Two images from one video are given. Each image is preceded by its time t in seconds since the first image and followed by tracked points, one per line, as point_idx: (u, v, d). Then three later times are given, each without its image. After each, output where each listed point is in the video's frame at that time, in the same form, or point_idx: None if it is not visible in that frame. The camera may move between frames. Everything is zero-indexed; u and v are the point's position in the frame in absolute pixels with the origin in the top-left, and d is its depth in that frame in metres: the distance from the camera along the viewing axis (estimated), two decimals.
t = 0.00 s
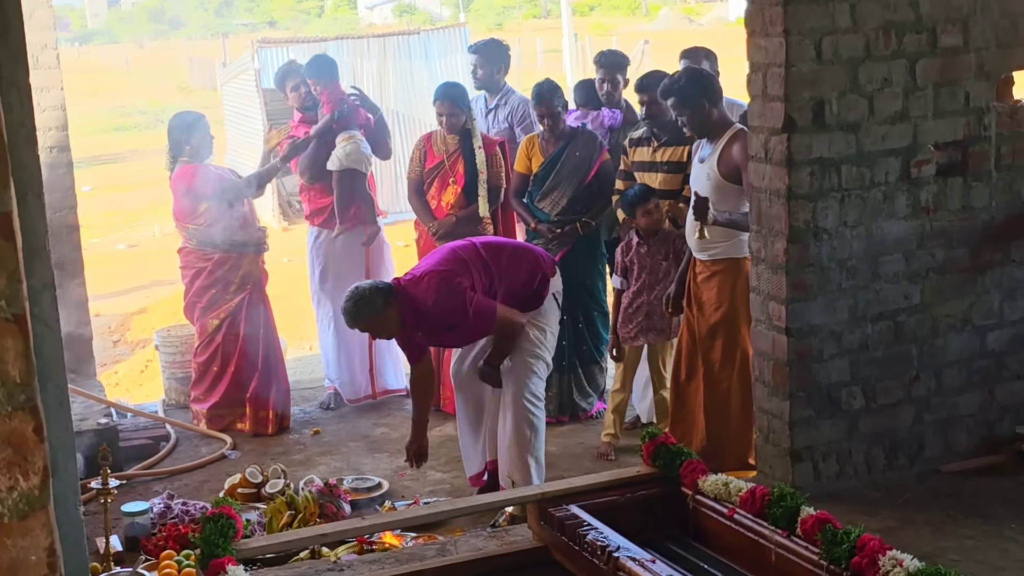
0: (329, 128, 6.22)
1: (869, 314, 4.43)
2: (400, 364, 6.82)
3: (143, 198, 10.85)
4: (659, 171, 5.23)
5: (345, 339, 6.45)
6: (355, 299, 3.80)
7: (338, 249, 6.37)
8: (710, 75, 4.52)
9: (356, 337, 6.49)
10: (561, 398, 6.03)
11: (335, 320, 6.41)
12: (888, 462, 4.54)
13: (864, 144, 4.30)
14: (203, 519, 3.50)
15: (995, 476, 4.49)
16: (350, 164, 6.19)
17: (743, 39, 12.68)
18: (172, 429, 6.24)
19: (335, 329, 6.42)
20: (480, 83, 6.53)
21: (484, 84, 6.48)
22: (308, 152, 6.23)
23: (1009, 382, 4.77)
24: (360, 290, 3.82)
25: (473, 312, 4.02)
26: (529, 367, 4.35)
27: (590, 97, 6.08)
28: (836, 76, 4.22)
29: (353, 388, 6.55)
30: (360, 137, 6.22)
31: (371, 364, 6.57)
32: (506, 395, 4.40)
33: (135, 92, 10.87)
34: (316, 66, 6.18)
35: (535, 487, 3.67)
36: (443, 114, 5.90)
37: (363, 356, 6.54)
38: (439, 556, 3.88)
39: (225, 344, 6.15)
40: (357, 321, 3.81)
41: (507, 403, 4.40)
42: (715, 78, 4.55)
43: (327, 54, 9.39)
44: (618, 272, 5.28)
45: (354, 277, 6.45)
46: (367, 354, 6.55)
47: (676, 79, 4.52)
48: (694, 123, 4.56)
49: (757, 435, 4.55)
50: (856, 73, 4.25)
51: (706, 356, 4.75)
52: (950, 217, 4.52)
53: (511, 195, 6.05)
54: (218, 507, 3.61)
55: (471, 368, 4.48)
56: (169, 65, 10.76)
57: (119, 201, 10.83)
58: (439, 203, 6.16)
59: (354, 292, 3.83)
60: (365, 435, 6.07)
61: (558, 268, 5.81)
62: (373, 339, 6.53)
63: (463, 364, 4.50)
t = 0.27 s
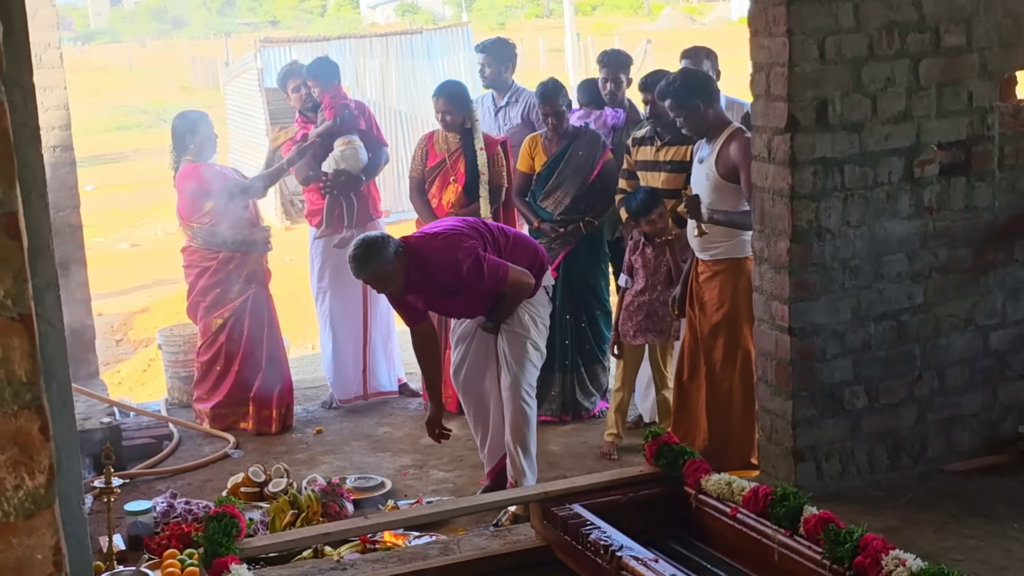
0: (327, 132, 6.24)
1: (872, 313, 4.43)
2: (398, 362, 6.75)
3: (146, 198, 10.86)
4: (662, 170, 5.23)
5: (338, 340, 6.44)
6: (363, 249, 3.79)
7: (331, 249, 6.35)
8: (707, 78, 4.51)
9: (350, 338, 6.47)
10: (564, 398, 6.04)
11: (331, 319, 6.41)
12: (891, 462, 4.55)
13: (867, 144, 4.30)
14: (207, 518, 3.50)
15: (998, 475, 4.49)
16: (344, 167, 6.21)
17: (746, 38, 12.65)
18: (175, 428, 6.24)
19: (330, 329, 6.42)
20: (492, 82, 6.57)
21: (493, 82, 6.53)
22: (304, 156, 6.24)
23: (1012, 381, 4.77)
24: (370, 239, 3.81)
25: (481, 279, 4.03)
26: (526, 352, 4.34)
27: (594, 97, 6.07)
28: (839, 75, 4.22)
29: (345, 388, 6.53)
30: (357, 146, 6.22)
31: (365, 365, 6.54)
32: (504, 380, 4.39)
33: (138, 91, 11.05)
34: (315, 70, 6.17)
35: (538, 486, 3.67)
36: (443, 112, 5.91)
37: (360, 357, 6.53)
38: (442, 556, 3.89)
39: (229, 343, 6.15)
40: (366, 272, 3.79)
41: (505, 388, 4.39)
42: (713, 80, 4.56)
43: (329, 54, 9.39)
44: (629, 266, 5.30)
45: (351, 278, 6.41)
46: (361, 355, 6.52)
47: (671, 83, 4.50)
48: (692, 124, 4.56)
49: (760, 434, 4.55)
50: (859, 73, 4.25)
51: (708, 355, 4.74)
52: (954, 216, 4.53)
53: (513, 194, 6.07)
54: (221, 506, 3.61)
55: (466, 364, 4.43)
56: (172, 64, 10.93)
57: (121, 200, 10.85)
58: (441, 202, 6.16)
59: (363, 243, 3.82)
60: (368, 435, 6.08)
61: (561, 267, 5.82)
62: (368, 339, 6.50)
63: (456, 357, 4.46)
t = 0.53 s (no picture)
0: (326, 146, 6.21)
1: (872, 312, 4.43)
2: (395, 361, 6.76)
3: (147, 197, 10.86)
4: (662, 169, 5.23)
5: (333, 340, 6.45)
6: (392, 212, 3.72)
7: (324, 254, 6.35)
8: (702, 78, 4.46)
9: (345, 338, 6.47)
10: (564, 397, 6.03)
11: (326, 320, 6.42)
12: (890, 461, 4.55)
13: (867, 143, 4.31)
14: (207, 517, 3.50)
15: (998, 474, 4.49)
16: (336, 178, 6.19)
17: (746, 38, 12.72)
18: (175, 427, 6.24)
19: (325, 331, 6.43)
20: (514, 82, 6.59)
21: (516, 82, 6.55)
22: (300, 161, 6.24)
23: (1011, 380, 4.78)
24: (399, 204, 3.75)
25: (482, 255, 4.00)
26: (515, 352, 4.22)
27: (595, 95, 6.08)
28: (839, 74, 4.22)
29: (340, 389, 6.53)
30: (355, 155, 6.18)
31: (361, 365, 6.54)
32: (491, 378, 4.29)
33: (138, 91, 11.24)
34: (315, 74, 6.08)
35: (538, 485, 3.66)
36: (438, 108, 5.93)
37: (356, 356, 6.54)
38: (442, 554, 3.89)
39: (230, 342, 6.16)
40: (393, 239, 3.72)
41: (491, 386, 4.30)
42: (710, 80, 4.52)
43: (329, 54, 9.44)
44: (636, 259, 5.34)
45: (344, 280, 6.41)
46: (357, 355, 6.52)
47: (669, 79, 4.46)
48: (687, 123, 4.51)
49: (760, 433, 4.55)
50: (859, 72, 4.26)
51: (709, 354, 4.74)
52: (953, 215, 4.53)
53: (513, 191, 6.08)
54: (221, 505, 3.61)
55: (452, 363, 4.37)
56: (172, 64, 11.10)
57: (121, 199, 10.85)
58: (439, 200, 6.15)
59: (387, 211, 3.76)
60: (368, 434, 6.08)
61: (561, 266, 5.82)
62: (362, 340, 6.51)
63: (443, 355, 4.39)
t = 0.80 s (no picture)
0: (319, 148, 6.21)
1: (869, 310, 4.44)
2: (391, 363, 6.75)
3: (144, 195, 10.86)
4: (660, 167, 5.24)
5: (327, 338, 6.45)
6: (425, 210, 3.72)
7: (321, 251, 6.36)
8: (701, 75, 4.46)
9: (340, 336, 6.47)
10: (561, 395, 6.03)
11: (319, 319, 6.43)
12: (887, 458, 4.56)
13: (864, 141, 4.31)
14: (205, 515, 3.50)
15: (994, 471, 4.50)
16: (332, 183, 6.23)
17: (742, 36, 12.80)
18: (172, 426, 6.24)
19: (317, 329, 6.43)
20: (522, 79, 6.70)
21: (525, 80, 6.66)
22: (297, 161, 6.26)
23: (1008, 377, 4.79)
24: (432, 200, 3.76)
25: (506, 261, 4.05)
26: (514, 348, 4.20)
27: (591, 93, 6.12)
28: (836, 72, 4.23)
29: (333, 388, 6.53)
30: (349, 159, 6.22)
31: (355, 364, 6.53)
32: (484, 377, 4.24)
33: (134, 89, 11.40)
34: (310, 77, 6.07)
35: (536, 483, 3.67)
36: (432, 105, 5.93)
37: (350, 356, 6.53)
38: (439, 552, 3.89)
39: (229, 340, 6.16)
40: (429, 229, 3.70)
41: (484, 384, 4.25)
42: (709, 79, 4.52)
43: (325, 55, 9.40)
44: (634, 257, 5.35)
45: (338, 279, 6.42)
46: (351, 355, 6.51)
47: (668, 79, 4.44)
48: (686, 122, 4.51)
49: (757, 431, 4.56)
50: (856, 70, 4.26)
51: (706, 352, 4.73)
52: (950, 213, 4.53)
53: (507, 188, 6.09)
54: (219, 503, 3.61)
55: (443, 371, 4.21)
56: (169, 63, 11.25)
57: (118, 197, 10.84)
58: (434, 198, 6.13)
59: (418, 205, 3.76)
60: (365, 432, 6.08)
61: (558, 263, 5.83)
62: (357, 341, 6.50)
63: (426, 362, 4.23)
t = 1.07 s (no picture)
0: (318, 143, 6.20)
1: (864, 306, 4.44)
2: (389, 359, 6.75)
3: (139, 193, 10.85)
4: (655, 164, 5.24)
5: (321, 336, 6.45)
6: (442, 247, 3.62)
7: (317, 248, 6.36)
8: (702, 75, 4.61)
9: (335, 334, 6.49)
10: (557, 392, 6.04)
11: (314, 317, 6.42)
12: (882, 454, 4.56)
13: (858, 137, 4.31)
14: (200, 512, 3.50)
15: (989, 467, 4.50)
16: (325, 182, 6.26)
17: (737, 33, 12.81)
18: (168, 424, 6.24)
19: (310, 327, 6.43)
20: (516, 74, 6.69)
21: (519, 76, 6.65)
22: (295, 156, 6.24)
23: (1003, 373, 4.79)
24: (447, 237, 3.65)
25: (508, 270, 4.03)
26: (503, 355, 4.19)
27: (586, 91, 6.06)
28: (830, 69, 4.23)
29: (329, 384, 6.54)
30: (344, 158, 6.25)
31: (350, 360, 6.54)
32: (473, 383, 4.21)
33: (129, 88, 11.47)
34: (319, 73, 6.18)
35: (531, 480, 3.66)
36: (424, 101, 5.93)
37: (347, 353, 6.54)
38: (435, 549, 3.89)
39: (226, 338, 6.15)
40: (450, 267, 3.59)
41: (471, 391, 4.22)
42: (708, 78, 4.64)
43: (321, 50, 9.45)
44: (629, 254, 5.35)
45: (332, 278, 6.42)
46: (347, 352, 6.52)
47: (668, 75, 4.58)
48: (684, 119, 4.63)
49: (752, 427, 4.56)
50: (850, 66, 4.26)
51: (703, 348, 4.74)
52: (945, 209, 4.54)
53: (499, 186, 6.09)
54: (214, 500, 3.61)
55: (441, 372, 4.19)
56: (164, 61, 11.28)
57: (113, 195, 10.83)
58: (429, 195, 6.14)
59: (435, 244, 3.63)
60: (360, 429, 6.08)
61: (553, 260, 5.82)
62: (352, 339, 6.50)
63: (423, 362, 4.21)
